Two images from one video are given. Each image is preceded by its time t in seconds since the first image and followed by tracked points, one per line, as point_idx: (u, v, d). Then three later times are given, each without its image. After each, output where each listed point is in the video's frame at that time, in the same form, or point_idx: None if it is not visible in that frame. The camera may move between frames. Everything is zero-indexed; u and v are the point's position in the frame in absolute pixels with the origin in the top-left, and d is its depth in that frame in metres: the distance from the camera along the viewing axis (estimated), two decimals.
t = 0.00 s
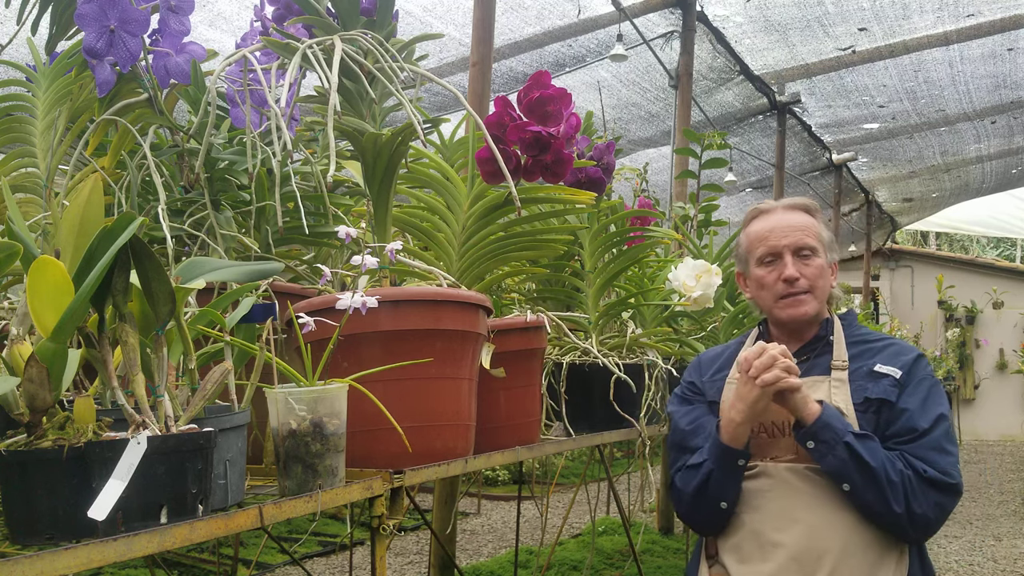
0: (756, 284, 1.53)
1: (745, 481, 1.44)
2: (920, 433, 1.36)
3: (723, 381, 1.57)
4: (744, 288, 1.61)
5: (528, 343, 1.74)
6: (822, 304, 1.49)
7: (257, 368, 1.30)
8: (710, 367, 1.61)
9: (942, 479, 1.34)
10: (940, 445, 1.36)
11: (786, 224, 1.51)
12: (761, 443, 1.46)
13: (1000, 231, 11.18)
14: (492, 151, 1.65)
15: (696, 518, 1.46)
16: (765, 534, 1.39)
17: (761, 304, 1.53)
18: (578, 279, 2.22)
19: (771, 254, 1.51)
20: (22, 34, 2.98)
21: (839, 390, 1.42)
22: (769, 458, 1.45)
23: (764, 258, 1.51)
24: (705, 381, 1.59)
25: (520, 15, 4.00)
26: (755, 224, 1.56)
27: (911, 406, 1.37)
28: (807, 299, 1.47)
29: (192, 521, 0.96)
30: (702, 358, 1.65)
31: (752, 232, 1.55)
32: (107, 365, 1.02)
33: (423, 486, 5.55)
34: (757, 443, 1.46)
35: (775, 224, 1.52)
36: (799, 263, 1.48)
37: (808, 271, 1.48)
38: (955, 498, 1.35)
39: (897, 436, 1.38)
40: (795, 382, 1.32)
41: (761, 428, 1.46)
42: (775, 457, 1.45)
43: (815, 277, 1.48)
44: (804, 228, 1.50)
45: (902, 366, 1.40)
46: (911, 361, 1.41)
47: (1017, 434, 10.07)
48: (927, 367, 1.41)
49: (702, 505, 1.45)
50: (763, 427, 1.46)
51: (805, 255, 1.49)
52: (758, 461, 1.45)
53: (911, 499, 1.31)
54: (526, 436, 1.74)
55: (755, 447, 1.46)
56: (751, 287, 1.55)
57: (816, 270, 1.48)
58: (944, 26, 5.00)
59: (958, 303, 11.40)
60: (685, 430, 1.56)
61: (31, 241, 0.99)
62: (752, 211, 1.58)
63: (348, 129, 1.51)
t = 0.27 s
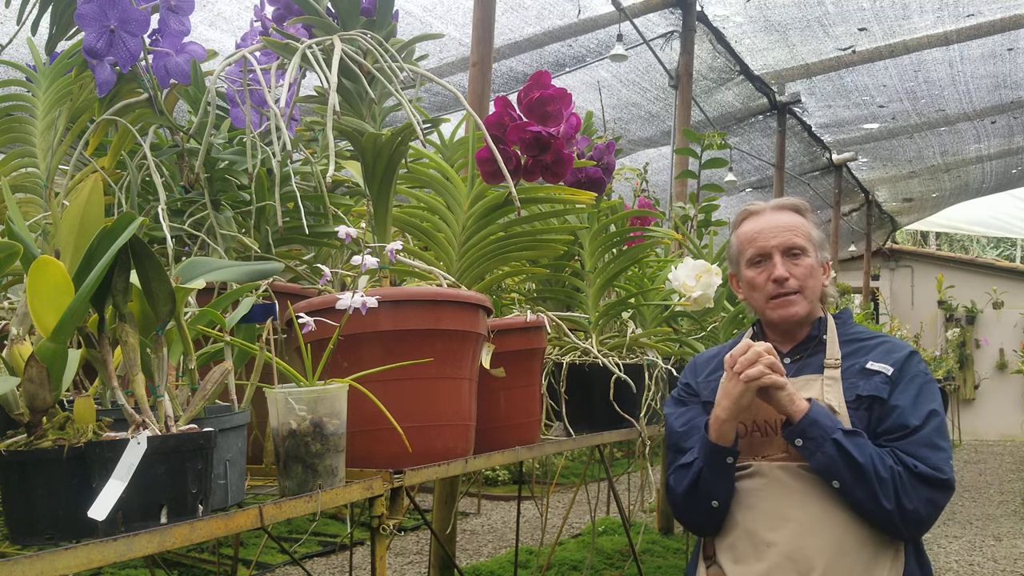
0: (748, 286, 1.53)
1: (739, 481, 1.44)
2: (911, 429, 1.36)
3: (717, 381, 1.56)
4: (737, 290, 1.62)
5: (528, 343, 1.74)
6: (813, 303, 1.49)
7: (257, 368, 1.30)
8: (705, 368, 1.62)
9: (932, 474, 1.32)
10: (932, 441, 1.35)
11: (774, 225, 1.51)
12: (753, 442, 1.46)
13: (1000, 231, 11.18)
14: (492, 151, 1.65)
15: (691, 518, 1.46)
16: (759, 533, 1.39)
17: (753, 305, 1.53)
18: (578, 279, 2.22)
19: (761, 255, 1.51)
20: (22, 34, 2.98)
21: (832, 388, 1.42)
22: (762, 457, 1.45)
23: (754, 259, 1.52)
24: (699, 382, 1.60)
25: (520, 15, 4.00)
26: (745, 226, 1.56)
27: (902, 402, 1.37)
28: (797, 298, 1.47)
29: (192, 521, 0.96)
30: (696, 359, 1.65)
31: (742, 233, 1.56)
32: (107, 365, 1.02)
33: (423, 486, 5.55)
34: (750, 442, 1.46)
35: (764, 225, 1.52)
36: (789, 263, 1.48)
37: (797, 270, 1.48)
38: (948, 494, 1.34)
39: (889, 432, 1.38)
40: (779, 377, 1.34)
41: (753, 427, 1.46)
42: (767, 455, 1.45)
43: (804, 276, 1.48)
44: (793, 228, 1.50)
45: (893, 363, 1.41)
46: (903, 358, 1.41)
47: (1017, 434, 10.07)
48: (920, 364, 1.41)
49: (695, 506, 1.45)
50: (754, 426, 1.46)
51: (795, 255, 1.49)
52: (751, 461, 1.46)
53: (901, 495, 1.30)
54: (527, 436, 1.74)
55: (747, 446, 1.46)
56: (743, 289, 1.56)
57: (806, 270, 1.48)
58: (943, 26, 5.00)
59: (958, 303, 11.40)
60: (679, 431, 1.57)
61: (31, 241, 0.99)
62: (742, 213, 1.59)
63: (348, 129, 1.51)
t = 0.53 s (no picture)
0: (743, 285, 1.54)
1: (736, 479, 1.44)
2: (908, 424, 1.36)
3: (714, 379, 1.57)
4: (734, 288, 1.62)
5: (528, 343, 1.74)
6: (808, 302, 1.49)
7: (257, 368, 1.30)
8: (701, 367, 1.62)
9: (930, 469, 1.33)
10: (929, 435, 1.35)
11: (767, 224, 1.51)
12: (750, 440, 1.47)
13: (1000, 231, 11.18)
14: (492, 151, 1.65)
15: (688, 517, 1.46)
16: (756, 532, 1.39)
17: (747, 304, 1.54)
18: (578, 279, 2.22)
19: (755, 254, 1.52)
20: (22, 34, 2.98)
21: (828, 384, 1.42)
22: (759, 454, 1.46)
23: (748, 259, 1.52)
24: (696, 381, 1.60)
25: (521, 15, 4.00)
26: (740, 225, 1.56)
27: (899, 398, 1.37)
28: (790, 297, 1.47)
29: (192, 521, 0.96)
30: (694, 359, 1.65)
31: (737, 233, 1.56)
32: (107, 365, 1.02)
33: (423, 486, 5.55)
34: (746, 440, 1.47)
35: (757, 225, 1.53)
36: (782, 262, 1.48)
37: (790, 270, 1.48)
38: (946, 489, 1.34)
39: (886, 428, 1.38)
40: (774, 376, 1.34)
41: (750, 425, 1.47)
42: (764, 453, 1.45)
43: (798, 276, 1.48)
44: (786, 228, 1.50)
45: (890, 358, 1.41)
46: (899, 354, 1.42)
47: (1017, 434, 10.07)
48: (916, 360, 1.41)
49: (692, 504, 1.45)
50: (751, 423, 1.47)
51: (788, 255, 1.49)
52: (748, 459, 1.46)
53: (899, 491, 1.31)
54: (527, 436, 1.74)
55: (744, 444, 1.47)
56: (738, 288, 1.56)
57: (799, 270, 1.48)
58: (944, 26, 5.00)
59: (958, 303, 11.39)
60: (676, 431, 1.57)
61: (31, 241, 0.99)
62: (738, 213, 1.59)
63: (348, 129, 1.51)
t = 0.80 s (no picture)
0: (741, 284, 1.53)
1: (735, 479, 1.44)
2: (906, 423, 1.36)
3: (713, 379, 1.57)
4: (733, 288, 1.62)
5: (528, 343, 1.74)
6: (806, 302, 1.49)
7: (257, 368, 1.30)
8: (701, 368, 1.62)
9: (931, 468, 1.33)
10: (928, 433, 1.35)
11: (764, 224, 1.52)
12: (749, 438, 1.46)
13: (1000, 231, 11.18)
14: (492, 151, 1.65)
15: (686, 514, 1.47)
16: (755, 531, 1.39)
17: (746, 304, 1.54)
18: (578, 279, 2.22)
19: (752, 254, 1.52)
20: (22, 34, 2.98)
21: (827, 383, 1.42)
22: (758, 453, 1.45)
23: (745, 258, 1.52)
24: (695, 381, 1.60)
25: (520, 15, 4.00)
26: (738, 225, 1.57)
27: (897, 397, 1.37)
28: (787, 297, 1.47)
29: (192, 521, 0.96)
30: (693, 360, 1.66)
31: (736, 233, 1.56)
32: (107, 365, 1.02)
33: (423, 486, 5.55)
34: (745, 438, 1.46)
35: (755, 225, 1.53)
36: (779, 262, 1.48)
37: (788, 269, 1.48)
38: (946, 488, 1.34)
39: (884, 427, 1.39)
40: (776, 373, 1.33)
41: (749, 424, 1.46)
42: (763, 451, 1.45)
43: (795, 275, 1.48)
44: (783, 227, 1.50)
45: (888, 358, 1.41)
46: (897, 354, 1.41)
47: (1017, 434, 10.07)
48: (914, 360, 1.41)
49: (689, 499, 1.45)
50: (751, 423, 1.46)
51: (786, 254, 1.49)
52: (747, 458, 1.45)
53: (900, 490, 1.31)
54: (527, 436, 1.74)
55: (743, 443, 1.46)
56: (737, 288, 1.56)
57: (796, 269, 1.48)
58: (943, 26, 5.00)
59: (958, 303, 11.39)
60: (674, 430, 1.56)
61: (31, 241, 0.99)
62: (737, 212, 1.60)
63: (347, 129, 1.51)
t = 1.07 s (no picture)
0: (741, 284, 1.53)
1: (736, 476, 1.44)
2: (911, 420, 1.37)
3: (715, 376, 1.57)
4: (733, 289, 1.61)
5: (528, 343, 1.74)
6: (806, 299, 1.48)
7: (257, 368, 1.30)
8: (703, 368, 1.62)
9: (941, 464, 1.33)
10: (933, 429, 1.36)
11: (764, 224, 1.52)
12: (754, 434, 1.45)
13: (1000, 231, 11.18)
14: (492, 151, 1.65)
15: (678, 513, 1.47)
16: (757, 528, 1.39)
17: (747, 303, 1.53)
18: (578, 279, 2.22)
19: (752, 252, 1.51)
20: (22, 34, 2.99)
21: (830, 380, 1.40)
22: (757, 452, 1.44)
23: (745, 257, 1.52)
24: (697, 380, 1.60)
25: (520, 15, 4.00)
26: (737, 226, 1.56)
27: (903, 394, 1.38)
28: (788, 293, 1.47)
29: (192, 521, 0.96)
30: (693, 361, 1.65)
31: (734, 233, 1.56)
32: (107, 365, 1.02)
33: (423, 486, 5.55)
34: (751, 434, 1.45)
35: (755, 225, 1.53)
36: (779, 260, 1.48)
37: (788, 267, 1.48)
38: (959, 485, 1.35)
39: (889, 425, 1.39)
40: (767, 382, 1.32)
41: (751, 422, 1.45)
42: (763, 449, 1.44)
43: (795, 272, 1.48)
44: (782, 226, 1.51)
45: (890, 356, 1.41)
46: (900, 352, 1.42)
47: (1017, 434, 10.06)
48: (915, 358, 1.42)
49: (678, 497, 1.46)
50: (752, 420, 1.45)
51: (785, 252, 1.49)
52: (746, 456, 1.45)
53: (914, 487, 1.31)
54: (527, 436, 1.74)
55: (743, 440, 1.46)
56: (737, 288, 1.55)
57: (796, 267, 1.48)
58: (943, 26, 5.00)
59: (958, 303, 11.39)
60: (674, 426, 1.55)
61: (31, 241, 0.99)
62: (735, 214, 1.60)
63: (348, 129, 1.51)
